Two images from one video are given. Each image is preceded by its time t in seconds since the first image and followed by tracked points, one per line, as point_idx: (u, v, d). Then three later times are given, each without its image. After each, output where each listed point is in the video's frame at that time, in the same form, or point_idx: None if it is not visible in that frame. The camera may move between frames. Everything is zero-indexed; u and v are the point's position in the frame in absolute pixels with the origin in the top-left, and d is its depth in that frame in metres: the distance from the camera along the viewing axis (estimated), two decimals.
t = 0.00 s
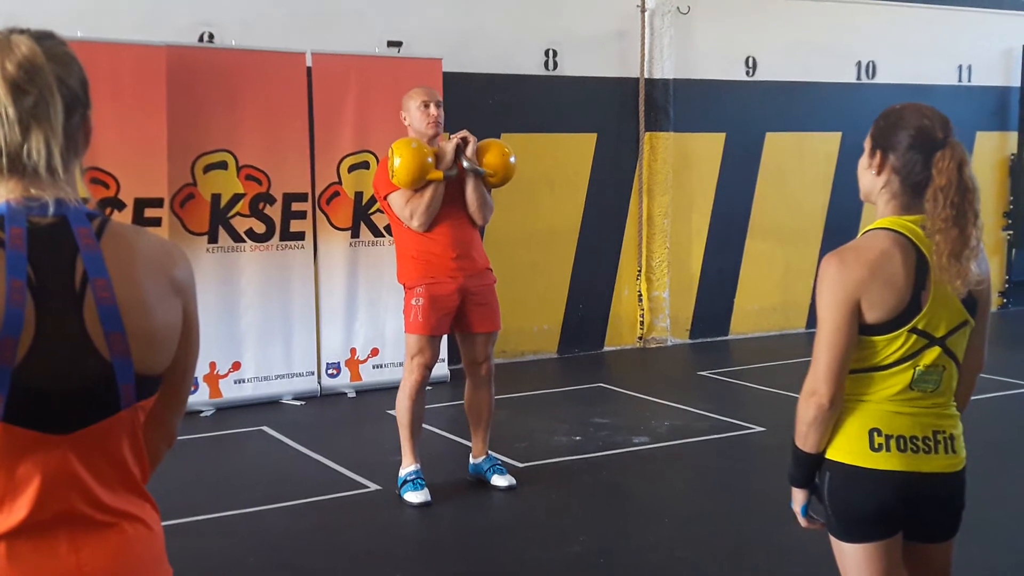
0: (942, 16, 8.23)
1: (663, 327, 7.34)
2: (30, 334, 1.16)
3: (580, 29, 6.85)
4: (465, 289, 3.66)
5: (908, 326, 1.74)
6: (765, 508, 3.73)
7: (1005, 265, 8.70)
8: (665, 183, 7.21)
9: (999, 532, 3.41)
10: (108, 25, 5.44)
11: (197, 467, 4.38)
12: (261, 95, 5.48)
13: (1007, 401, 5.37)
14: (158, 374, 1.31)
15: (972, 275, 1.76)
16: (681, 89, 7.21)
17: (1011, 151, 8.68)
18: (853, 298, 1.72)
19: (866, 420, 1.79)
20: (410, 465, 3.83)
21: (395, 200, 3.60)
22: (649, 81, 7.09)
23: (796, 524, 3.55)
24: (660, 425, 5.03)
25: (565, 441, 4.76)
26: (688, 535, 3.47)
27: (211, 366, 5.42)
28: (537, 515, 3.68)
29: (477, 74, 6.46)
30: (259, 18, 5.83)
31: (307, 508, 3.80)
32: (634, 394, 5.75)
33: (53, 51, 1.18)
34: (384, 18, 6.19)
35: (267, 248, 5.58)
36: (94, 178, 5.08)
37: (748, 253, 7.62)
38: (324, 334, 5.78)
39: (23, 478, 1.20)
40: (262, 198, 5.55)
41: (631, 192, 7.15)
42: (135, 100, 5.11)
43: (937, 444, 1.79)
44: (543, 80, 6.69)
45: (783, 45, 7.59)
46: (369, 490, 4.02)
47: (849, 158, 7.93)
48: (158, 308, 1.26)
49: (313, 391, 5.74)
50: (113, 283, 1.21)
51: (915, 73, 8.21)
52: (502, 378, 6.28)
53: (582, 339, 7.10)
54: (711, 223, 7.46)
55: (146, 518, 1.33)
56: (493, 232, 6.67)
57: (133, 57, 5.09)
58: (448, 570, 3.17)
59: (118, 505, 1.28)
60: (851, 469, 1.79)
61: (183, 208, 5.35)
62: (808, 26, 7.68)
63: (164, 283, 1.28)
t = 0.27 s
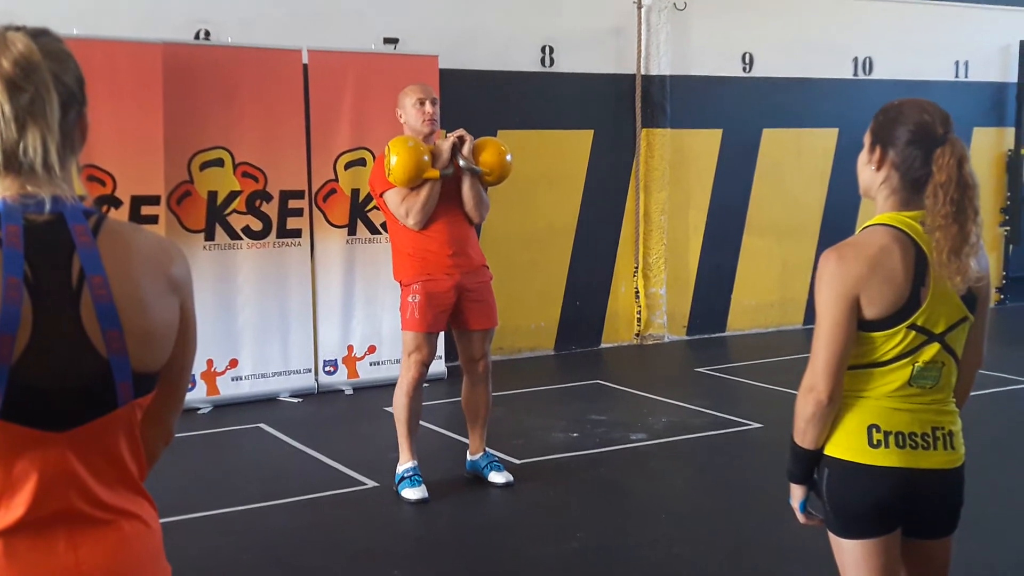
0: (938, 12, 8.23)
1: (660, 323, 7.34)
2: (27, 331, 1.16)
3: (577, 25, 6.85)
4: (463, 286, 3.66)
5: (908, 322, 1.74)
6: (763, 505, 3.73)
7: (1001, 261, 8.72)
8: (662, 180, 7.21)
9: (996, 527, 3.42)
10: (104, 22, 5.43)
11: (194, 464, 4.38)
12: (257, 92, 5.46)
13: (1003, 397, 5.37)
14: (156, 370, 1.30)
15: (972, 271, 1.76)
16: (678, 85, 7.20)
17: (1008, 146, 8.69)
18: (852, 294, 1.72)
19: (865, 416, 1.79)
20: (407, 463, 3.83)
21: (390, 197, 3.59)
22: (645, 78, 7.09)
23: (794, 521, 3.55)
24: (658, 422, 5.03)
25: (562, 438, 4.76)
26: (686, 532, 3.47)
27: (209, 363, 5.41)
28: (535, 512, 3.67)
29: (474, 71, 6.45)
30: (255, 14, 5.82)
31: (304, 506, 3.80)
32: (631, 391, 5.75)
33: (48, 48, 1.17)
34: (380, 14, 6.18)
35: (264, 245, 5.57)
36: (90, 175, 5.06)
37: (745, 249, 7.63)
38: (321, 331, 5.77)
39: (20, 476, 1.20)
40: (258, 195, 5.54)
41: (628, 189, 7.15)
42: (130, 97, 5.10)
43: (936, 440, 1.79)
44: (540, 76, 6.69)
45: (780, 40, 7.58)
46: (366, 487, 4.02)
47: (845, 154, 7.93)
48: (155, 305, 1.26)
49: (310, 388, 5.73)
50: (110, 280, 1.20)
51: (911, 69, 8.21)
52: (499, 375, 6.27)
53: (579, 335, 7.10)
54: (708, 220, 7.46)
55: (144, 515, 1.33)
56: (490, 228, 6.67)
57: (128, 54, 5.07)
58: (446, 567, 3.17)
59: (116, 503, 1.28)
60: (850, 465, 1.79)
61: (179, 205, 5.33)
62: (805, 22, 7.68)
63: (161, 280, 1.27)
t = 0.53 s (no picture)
0: (939, 8, 8.22)
1: (660, 319, 7.32)
2: (27, 327, 1.15)
3: (577, 21, 6.84)
4: (463, 283, 3.66)
5: (909, 318, 1.74)
6: (763, 501, 3.73)
7: (1002, 257, 8.71)
8: (662, 174, 7.19)
9: (997, 523, 3.42)
10: (104, 18, 5.42)
11: (195, 460, 4.38)
12: (257, 88, 5.46)
13: (1004, 393, 5.37)
14: (156, 366, 1.30)
15: (975, 268, 1.76)
16: (678, 81, 7.19)
17: (1008, 142, 8.68)
18: (854, 290, 1.72)
19: (866, 412, 1.79)
20: (407, 459, 3.83)
21: (390, 195, 3.58)
22: (646, 73, 7.08)
23: (794, 516, 3.55)
24: (658, 417, 5.04)
25: (562, 433, 4.76)
26: (686, 527, 3.47)
27: (209, 359, 5.42)
28: (535, 508, 3.68)
29: (474, 66, 6.45)
30: (254, 10, 5.81)
31: (305, 501, 3.81)
32: (631, 387, 5.75)
33: (48, 44, 1.17)
34: (380, 10, 6.17)
35: (263, 241, 5.57)
36: (90, 171, 5.06)
37: (745, 245, 7.62)
38: (321, 327, 5.77)
39: (20, 472, 1.20)
40: (258, 191, 5.54)
41: (628, 185, 7.14)
42: (130, 93, 5.09)
43: (937, 436, 1.79)
44: (540, 72, 6.68)
45: (780, 36, 7.57)
46: (367, 482, 4.02)
47: (846, 150, 7.92)
48: (155, 301, 1.25)
49: (311, 384, 5.73)
50: (110, 277, 1.20)
51: (912, 64, 8.20)
52: (499, 371, 6.27)
53: (579, 331, 7.10)
54: (708, 215, 7.46)
55: (144, 511, 1.33)
56: (490, 224, 6.66)
57: (128, 50, 5.07)
58: (446, 563, 3.17)
59: (116, 498, 1.27)
60: (852, 461, 1.79)
61: (179, 201, 5.33)
62: (805, 17, 7.67)
63: (161, 276, 1.27)
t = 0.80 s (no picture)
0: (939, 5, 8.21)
1: (661, 317, 7.32)
2: (26, 325, 1.15)
3: (577, 18, 6.83)
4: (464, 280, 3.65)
5: (911, 316, 1.74)
6: (763, 498, 3.73)
7: (1003, 254, 8.71)
8: (662, 172, 7.18)
9: (997, 521, 3.42)
10: (103, 15, 5.41)
11: (195, 457, 4.38)
12: (257, 86, 5.45)
13: (1004, 391, 5.37)
14: (156, 364, 1.30)
15: (977, 265, 1.75)
16: (678, 78, 7.18)
17: (1009, 139, 8.67)
18: (855, 287, 1.72)
19: (867, 410, 1.79)
20: (407, 456, 3.83)
21: (390, 193, 3.57)
22: (646, 70, 7.07)
23: (794, 514, 3.55)
24: (658, 415, 5.03)
25: (563, 431, 4.76)
26: (686, 525, 3.47)
27: (209, 356, 5.42)
28: (535, 505, 3.68)
29: (474, 64, 6.44)
30: (255, 7, 5.81)
31: (305, 499, 3.81)
32: (631, 384, 5.75)
33: (48, 41, 1.17)
34: (380, 7, 6.16)
35: (264, 238, 5.57)
36: (90, 169, 5.06)
37: (746, 242, 7.62)
38: (322, 324, 5.77)
39: (20, 469, 1.19)
40: (258, 188, 5.54)
41: (629, 182, 7.14)
42: (130, 90, 5.09)
43: (939, 434, 1.79)
44: (541, 69, 6.67)
45: (781, 33, 7.56)
46: (367, 480, 4.02)
47: (846, 147, 7.91)
48: (155, 298, 1.25)
49: (311, 381, 5.73)
50: (110, 274, 1.20)
51: (912, 62, 8.19)
52: (499, 368, 6.27)
53: (580, 328, 7.10)
54: (709, 213, 7.45)
55: (144, 508, 1.32)
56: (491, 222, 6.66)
57: (128, 47, 5.07)
58: (446, 560, 3.17)
59: (116, 496, 1.27)
60: (852, 459, 1.79)
61: (179, 199, 5.34)
62: (805, 14, 7.66)
63: (161, 274, 1.27)
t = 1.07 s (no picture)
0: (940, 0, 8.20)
1: (661, 313, 7.33)
2: (26, 322, 1.15)
3: (577, 14, 6.82)
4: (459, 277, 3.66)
5: (912, 311, 1.73)
6: (764, 495, 3.73)
7: (1004, 250, 8.70)
8: (663, 168, 7.19)
9: (998, 517, 3.41)
10: (103, 12, 5.40)
11: (195, 454, 4.38)
12: (257, 82, 5.44)
13: (1005, 387, 5.36)
14: (155, 361, 1.29)
15: (980, 260, 1.75)
16: (678, 74, 7.17)
17: (1009, 135, 8.66)
18: (857, 283, 1.71)
19: (868, 406, 1.78)
20: (407, 453, 3.82)
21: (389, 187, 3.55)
22: (646, 67, 7.06)
23: (794, 510, 3.55)
24: (658, 411, 5.03)
25: (563, 427, 4.76)
26: (687, 521, 3.47)
27: (209, 353, 5.41)
28: (536, 502, 3.68)
29: (474, 60, 6.43)
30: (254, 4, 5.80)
31: (306, 496, 3.80)
32: (632, 381, 5.75)
33: (46, 37, 1.16)
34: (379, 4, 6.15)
35: (264, 235, 5.56)
36: (89, 165, 5.05)
37: (746, 238, 7.61)
38: (322, 321, 5.77)
39: (19, 466, 1.19)
40: (258, 185, 5.53)
41: (629, 178, 7.13)
42: (129, 87, 5.08)
43: (940, 430, 1.78)
44: (540, 66, 6.67)
45: (781, 28, 7.55)
46: (367, 477, 4.02)
47: (846, 143, 7.91)
48: (155, 295, 1.25)
49: (311, 378, 5.72)
50: (110, 271, 1.19)
51: (913, 57, 8.18)
52: (499, 365, 6.27)
53: (580, 325, 7.09)
54: (709, 209, 7.45)
55: (144, 506, 1.32)
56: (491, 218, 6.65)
57: (128, 44, 5.06)
58: (446, 557, 3.17)
59: (115, 493, 1.27)
60: (853, 455, 1.79)
61: (179, 195, 5.33)
62: (806, 10, 7.65)
63: (161, 270, 1.26)
